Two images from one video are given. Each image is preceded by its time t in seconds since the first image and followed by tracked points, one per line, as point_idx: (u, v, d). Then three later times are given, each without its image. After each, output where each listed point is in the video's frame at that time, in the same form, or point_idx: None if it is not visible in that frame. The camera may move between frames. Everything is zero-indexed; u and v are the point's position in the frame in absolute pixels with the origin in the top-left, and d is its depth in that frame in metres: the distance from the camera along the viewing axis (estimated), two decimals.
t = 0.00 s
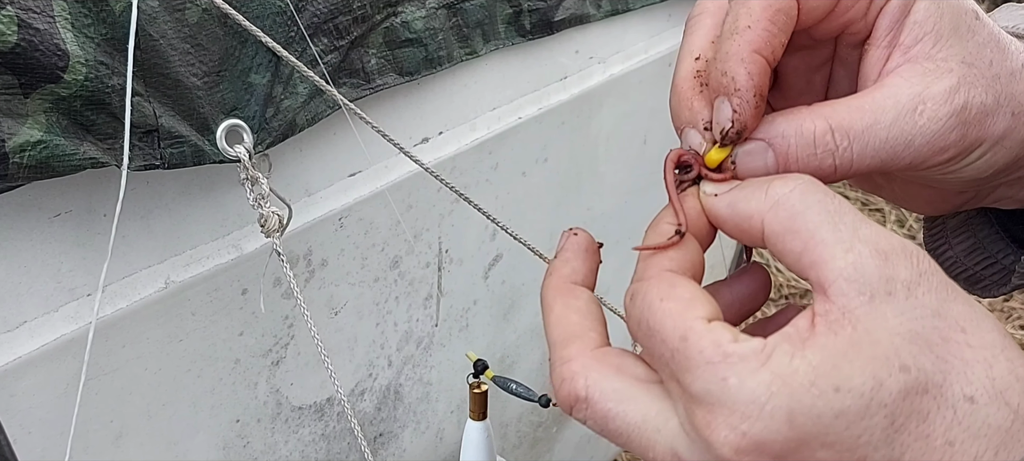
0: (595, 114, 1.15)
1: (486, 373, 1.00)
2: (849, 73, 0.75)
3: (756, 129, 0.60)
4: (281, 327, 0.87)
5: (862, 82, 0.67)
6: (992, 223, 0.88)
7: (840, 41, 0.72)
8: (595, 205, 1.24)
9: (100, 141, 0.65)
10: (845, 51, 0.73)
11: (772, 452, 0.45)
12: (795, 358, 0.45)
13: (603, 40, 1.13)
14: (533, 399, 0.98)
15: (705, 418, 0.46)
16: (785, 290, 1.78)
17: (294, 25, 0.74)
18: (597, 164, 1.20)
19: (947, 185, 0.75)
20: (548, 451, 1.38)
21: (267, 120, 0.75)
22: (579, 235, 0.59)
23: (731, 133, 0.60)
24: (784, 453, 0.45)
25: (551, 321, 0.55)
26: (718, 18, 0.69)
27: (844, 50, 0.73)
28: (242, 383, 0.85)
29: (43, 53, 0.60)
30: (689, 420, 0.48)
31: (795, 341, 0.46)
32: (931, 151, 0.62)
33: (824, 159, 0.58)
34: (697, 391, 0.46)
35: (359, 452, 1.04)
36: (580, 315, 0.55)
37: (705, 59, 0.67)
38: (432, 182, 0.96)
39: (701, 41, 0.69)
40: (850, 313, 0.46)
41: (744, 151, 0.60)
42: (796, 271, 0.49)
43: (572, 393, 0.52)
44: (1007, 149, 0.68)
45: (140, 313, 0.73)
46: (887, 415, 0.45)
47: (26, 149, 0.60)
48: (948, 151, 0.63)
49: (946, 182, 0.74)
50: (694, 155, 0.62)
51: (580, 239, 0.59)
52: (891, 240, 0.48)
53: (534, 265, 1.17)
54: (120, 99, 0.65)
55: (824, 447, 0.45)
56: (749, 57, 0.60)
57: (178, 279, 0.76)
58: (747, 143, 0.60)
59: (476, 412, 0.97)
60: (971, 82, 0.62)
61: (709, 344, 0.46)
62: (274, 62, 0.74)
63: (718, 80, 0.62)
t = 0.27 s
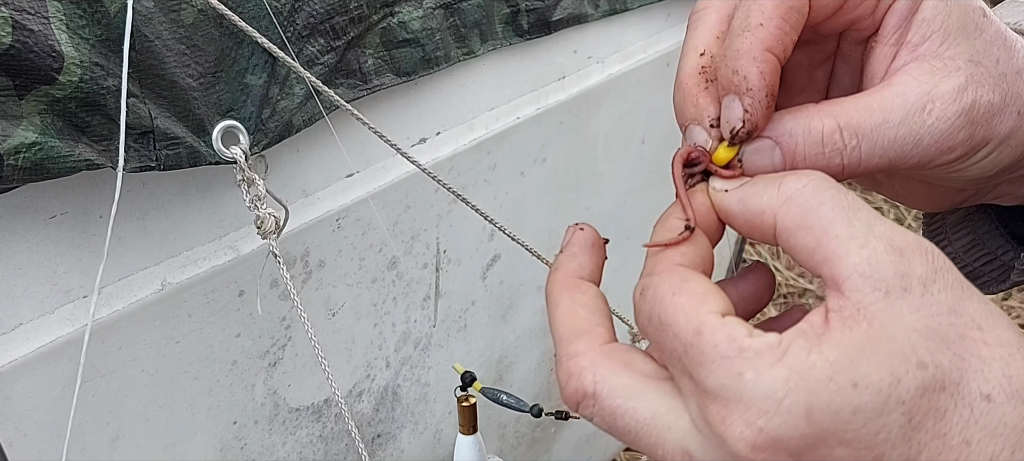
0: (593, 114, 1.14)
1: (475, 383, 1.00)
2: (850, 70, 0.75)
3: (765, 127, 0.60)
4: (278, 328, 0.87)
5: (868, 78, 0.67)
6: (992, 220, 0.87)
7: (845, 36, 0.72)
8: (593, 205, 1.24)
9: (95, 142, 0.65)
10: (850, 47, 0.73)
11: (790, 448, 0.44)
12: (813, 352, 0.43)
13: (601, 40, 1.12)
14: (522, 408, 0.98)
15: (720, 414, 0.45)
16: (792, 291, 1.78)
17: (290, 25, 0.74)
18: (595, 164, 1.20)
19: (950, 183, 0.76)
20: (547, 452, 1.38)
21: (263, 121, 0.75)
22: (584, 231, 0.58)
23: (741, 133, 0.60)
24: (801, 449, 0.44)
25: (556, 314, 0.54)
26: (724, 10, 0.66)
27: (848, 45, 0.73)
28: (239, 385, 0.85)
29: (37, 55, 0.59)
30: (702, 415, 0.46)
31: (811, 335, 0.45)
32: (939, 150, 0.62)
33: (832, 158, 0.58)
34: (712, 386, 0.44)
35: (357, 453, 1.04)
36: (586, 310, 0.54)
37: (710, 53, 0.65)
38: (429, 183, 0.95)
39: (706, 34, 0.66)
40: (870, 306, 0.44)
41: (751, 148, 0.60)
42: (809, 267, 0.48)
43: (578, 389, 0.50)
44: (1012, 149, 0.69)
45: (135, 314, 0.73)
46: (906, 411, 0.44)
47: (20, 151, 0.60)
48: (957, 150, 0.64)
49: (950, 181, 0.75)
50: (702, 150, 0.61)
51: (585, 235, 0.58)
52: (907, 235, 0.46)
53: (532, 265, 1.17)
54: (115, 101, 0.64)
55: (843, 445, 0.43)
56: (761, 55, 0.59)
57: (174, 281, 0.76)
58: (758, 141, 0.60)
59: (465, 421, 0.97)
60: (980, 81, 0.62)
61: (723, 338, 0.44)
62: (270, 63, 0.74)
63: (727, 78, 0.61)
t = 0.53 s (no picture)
0: (591, 112, 1.14)
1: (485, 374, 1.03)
2: (856, 66, 0.75)
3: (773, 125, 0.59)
4: (275, 326, 0.87)
5: (879, 78, 0.67)
6: (996, 218, 0.87)
7: (855, 32, 0.72)
8: (592, 203, 1.23)
9: (92, 141, 0.64)
10: (860, 43, 0.73)
11: (811, 443, 0.43)
12: (834, 347, 0.43)
13: (599, 38, 1.12)
14: (534, 401, 1.01)
15: (739, 408, 0.44)
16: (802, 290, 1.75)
17: (288, 23, 0.74)
18: (594, 162, 1.20)
19: (951, 184, 0.76)
20: (545, 450, 1.38)
21: (261, 119, 0.75)
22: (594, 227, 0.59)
23: (751, 130, 0.58)
24: (823, 444, 0.43)
25: (568, 310, 0.53)
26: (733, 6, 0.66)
27: (858, 42, 0.73)
28: (236, 384, 0.85)
29: (33, 53, 0.59)
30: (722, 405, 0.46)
31: (829, 326, 0.44)
32: (948, 154, 0.62)
33: (841, 160, 0.58)
34: (730, 380, 0.44)
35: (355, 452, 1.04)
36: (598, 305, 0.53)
37: (720, 49, 0.65)
38: (428, 181, 0.95)
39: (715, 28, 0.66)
40: (888, 302, 0.44)
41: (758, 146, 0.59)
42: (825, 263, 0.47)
43: (590, 385, 0.50)
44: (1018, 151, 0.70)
45: (132, 313, 0.73)
46: (928, 406, 0.43)
47: (17, 150, 0.60)
48: (966, 154, 0.64)
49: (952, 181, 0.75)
50: (708, 150, 0.61)
51: (595, 231, 0.58)
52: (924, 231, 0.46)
53: (531, 264, 1.17)
54: (112, 99, 0.64)
55: (865, 441, 0.43)
56: (771, 51, 0.58)
57: (171, 279, 0.75)
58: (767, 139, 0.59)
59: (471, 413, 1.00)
60: (992, 85, 0.63)
61: (742, 331, 0.44)
62: (268, 61, 0.74)
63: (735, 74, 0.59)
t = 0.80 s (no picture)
0: (590, 111, 1.14)
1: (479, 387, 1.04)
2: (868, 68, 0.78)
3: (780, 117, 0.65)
4: (274, 326, 0.86)
5: (891, 74, 0.72)
6: (996, 209, 0.91)
7: (868, 26, 0.78)
8: (591, 201, 1.23)
9: (89, 140, 0.64)
10: (869, 36, 0.79)
11: (849, 419, 0.44)
12: (869, 325, 0.45)
13: (598, 36, 1.12)
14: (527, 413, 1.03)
15: (775, 383, 0.45)
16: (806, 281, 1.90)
17: (286, 21, 0.73)
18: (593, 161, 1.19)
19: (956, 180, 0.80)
20: (545, 449, 1.38)
21: (259, 118, 0.74)
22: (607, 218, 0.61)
23: (759, 124, 0.64)
24: (863, 421, 0.44)
25: (585, 295, 0.55)
26: None
27: (868, 35, 0.79)
28: (235, 383, 0.85)
29: (30, 52, 0.59)
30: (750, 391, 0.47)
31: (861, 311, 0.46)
32: (956, 156, 0.67)
33: (847, 158, 0.62)
34: (765, 355, 0.45)
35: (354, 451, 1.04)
36: (616, 290, 0.55)
37: (731, 39, 0.72)
38: (428, 180, 0.95)
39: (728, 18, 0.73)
40: (915, 291, 0.46)
41: (766, 139, 0.64)
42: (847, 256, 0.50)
43: (611, 367, 0.51)
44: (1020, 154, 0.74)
45: (130, 313, 0.72)
46: (964, 387, 0.45)
47: (14, 149, 0.59)
48: (971, 157, 0.68)
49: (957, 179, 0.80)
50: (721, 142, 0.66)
51: (609, 222, 0.61)
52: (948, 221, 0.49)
53: (530, 263, 1.17)
54: (110, 98, 0.64)
55: (903, 418, 0.45)
56: (783, 46, 0.63)
57: (169, 279, 0.75)
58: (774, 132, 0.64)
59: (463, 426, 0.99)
60: (1002, 87, 0.67)
61: (777, 309, 0.45)
62: (266, 59, 0.73)
63: (747, 69, 0.64)
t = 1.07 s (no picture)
0: (587, 109, 1.14)
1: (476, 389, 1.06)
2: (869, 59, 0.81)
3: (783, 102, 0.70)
4: (270, 326, 0.86)
5: (894, 58, 0.76)
6: (999, 197, 1.01)
7: (866, 14, 0.84)
8: (587, 200, 1.23)
9: (83, 140, 0.64)
10: (871, 23, 0.85)
11: (885, 383, 0.47)
12: (904, 294, 0.48)
13: (594, 35, 1.12)
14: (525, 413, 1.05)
15: (812, 344, 0.47)
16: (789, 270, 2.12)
17: (281, 20, 0.73)
18: (590, 160, 1.19)
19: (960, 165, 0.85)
20: (542, 448, 1.38)
21: (254, 118, 0.74)
22: (615, 199, 0.63)
23: (762, 111, 0.69)
24: (900, 385, 0.47)
25: (601, 264, 0.55)
26: None
27: (868, 22, 0.85)
28: (230, 384, 0.84)
29: (23, 51, 0.59)
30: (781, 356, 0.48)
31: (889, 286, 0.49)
32: (964, 137, 0.72)
33: (855, 140, 0.66)
34: (803, 316, 0.47)
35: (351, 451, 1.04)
36: (630, 260, 0.56)
37: (731, 31, 0.80)
38: (423, 179, 0.95)
39: (730, 11, 0.81)
40: (941, 275, 0.49)
41: (772, 126, 0.69)
42: (865, 242, 0.53)
43: (633, 332, 0.51)
44: None
45: (125, 314, 0.72)
46: (994, 363, 0.50)
47: (6, 149, 0.59)
48: (980, 138, 0.74)
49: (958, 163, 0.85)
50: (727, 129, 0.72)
51: (622, 202, 0.62)
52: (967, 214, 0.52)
53: (527, 262, 1.17)
54: (104, 98, 0.63)
55: (937, 386, 0.48)
56: (784, 33, 0.68)
57: (164, 279, 0.75)
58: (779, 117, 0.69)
59: (464, 429, 1.02)
60: (1005, 70, 0.73)
61: (813, 270, 0.47)
62: (260, 59, 0.73)
63: (749, 56, 0.69)
